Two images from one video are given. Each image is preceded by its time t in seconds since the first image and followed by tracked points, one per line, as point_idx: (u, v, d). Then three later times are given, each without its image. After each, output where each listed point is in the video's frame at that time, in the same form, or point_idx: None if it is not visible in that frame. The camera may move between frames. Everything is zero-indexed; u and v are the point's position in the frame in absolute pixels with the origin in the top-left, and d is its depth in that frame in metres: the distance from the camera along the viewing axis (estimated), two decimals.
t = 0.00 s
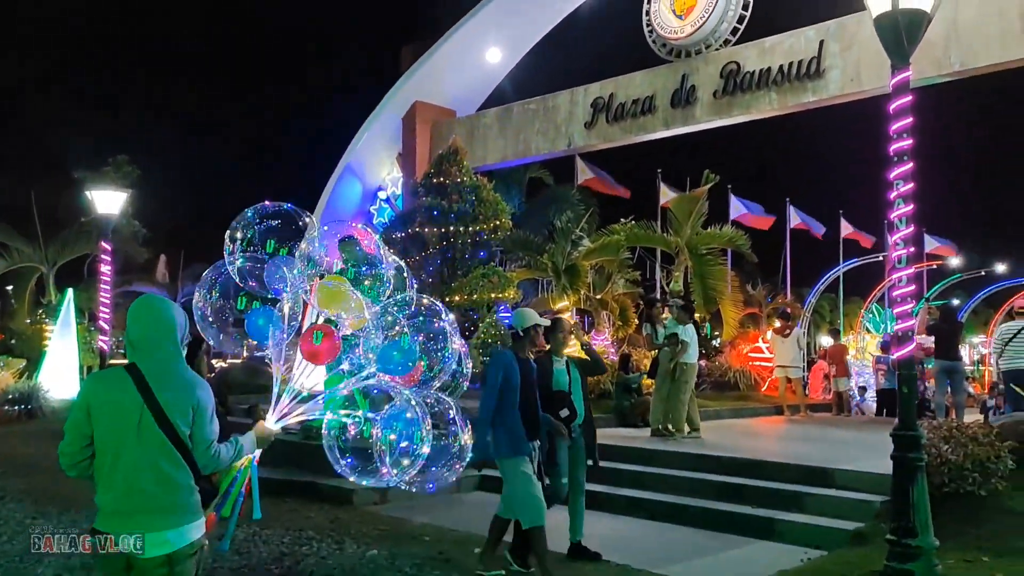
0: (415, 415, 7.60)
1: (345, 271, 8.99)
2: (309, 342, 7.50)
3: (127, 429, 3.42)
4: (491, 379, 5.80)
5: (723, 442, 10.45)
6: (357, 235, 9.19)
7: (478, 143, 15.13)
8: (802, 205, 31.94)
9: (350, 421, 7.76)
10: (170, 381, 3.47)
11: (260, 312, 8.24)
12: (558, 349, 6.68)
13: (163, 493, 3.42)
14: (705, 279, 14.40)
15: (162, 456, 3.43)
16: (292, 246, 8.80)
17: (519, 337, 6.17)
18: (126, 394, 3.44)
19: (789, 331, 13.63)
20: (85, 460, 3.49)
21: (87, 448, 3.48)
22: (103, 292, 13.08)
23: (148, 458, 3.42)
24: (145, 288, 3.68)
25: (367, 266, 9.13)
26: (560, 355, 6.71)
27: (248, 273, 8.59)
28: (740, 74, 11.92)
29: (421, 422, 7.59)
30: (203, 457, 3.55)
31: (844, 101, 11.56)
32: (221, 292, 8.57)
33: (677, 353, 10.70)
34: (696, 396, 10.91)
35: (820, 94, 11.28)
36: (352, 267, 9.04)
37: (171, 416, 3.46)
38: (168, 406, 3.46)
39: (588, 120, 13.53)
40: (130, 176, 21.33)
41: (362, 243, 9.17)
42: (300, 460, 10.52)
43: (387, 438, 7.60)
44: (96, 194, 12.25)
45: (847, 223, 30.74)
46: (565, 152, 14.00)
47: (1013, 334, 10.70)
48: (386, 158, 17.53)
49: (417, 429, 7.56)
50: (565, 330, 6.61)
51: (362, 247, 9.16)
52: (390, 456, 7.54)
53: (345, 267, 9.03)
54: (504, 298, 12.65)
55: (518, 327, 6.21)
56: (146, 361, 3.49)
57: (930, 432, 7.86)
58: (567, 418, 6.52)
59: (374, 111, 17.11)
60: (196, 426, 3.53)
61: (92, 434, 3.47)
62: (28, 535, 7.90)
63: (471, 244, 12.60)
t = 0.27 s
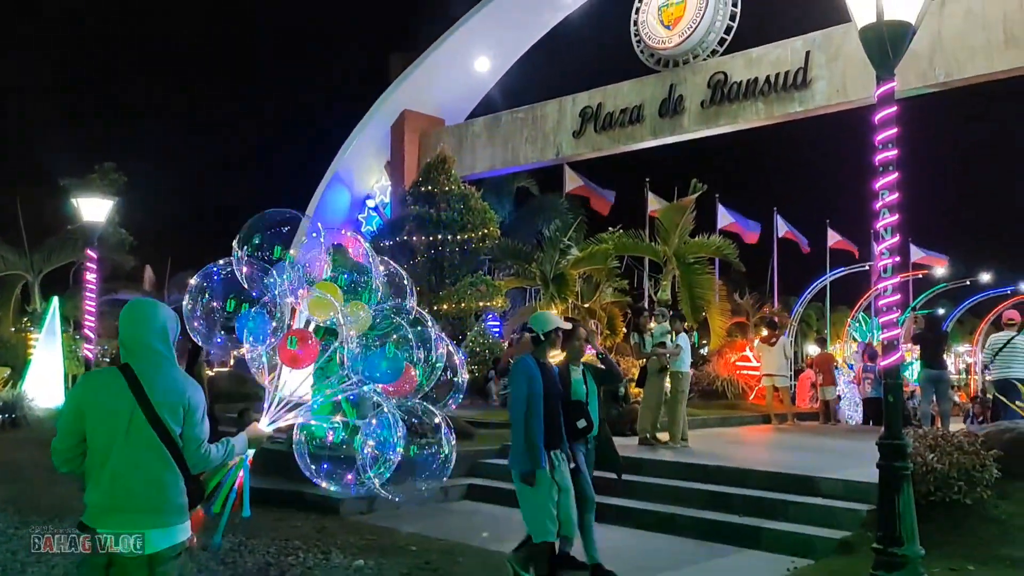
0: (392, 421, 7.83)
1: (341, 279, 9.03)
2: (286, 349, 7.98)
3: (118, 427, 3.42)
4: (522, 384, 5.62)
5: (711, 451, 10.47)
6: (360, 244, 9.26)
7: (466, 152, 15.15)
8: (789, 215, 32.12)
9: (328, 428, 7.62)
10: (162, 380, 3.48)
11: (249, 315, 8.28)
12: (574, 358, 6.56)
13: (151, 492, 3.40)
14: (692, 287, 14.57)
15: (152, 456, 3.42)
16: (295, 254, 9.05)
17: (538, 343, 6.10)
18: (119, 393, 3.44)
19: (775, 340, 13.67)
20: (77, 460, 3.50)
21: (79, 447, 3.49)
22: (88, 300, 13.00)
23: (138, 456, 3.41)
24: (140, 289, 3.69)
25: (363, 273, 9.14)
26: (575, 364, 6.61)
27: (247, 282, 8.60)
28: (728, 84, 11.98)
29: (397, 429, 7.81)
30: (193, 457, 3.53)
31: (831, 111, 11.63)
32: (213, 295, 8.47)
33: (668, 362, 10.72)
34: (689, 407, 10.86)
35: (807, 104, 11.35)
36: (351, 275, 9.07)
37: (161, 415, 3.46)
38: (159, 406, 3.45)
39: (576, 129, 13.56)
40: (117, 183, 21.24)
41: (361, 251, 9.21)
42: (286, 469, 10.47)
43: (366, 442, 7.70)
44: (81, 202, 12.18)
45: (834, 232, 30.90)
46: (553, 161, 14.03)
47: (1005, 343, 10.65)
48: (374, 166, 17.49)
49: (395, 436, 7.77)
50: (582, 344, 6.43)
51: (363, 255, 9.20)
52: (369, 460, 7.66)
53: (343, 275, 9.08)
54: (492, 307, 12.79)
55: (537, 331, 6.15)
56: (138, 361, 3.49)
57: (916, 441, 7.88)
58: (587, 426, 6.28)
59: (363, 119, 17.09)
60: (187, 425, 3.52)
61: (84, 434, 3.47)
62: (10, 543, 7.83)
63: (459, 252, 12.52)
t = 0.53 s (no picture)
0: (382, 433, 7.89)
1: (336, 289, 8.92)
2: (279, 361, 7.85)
3: (127, 434, 3.59)
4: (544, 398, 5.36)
5: (700, 459, 10.49)
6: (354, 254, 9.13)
7: (455, 160, 15.17)
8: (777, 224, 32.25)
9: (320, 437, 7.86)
10: (170, 390, 3.66)
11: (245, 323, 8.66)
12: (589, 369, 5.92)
13: (157, 496, 3.57)
14: (680, 295, 14.55)
15: (158, 462, 3.59)
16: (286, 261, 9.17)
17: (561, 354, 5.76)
18: (128, 401, 3.62)
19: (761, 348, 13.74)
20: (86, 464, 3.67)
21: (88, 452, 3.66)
22: (75, 308, 12.94)
23: (146, 462, 3.58)
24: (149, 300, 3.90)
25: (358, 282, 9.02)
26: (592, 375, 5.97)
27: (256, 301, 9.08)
28: (715, 93, 12.04)
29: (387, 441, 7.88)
30: (197, 464, 3.71)
31: (817, 121, 11.69)
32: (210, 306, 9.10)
33: (656, 371, 10.73)
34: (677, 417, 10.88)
35: (794, 113, 11.42)
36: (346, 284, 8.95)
37: (168, 422, 3.63)
38: (167, 414, 3.63)
39: (565, 138, 13.59)
40: (104, 190, 21.17)
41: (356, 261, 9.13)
42: (273, 478, 10.43)
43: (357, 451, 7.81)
44: (69, 209, 12.14)
45: (822, 241, 31.04)
46: (542, 169, 14.05)
47: (990, 353, 10.84)
48: (362, 174, 17.48)
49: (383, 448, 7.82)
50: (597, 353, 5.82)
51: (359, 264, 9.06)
52: (357, 470, 7.77)
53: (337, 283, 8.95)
54: (481, 315, 12.64)
55: (558, 339, 5.76)
56: (147, 371, 3.68)
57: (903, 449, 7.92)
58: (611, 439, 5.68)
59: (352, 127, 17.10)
60: (192, 432, 3.70)
61: (93, 438, 3.65)
62: None
63: (447, 261, 12.51)
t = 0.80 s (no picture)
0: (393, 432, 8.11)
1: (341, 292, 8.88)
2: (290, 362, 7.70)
3: (155, 441, 3.53)
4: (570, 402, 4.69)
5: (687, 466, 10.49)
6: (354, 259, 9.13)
7: (443, 166, 15.19)
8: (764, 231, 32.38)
9: (334, 436, 7.97)
10: (199, 398, 3.63)
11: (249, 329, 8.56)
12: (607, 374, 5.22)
13: (187, 506, 3.52)
14: (668, 302, 14.60)
15: (188, 469, 3.55)
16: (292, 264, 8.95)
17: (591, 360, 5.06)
18: (156, 408, 3.56)
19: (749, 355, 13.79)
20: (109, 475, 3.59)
21: (112, 463, 3.59)
22: (59, 315, 12.83)
23: (176, 469, 3.53)
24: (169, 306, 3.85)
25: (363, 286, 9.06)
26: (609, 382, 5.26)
27: (261, 306, 8.87)
28: (703, 101, 12.09)
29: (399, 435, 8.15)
30: (222, 471, 3.68)
31: (804, 128, 11.76)
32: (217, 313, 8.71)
33: (642, 378, 10.69)
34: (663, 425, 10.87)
35: (781, 121, 11.48)
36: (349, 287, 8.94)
37: (195, 430, 3.59)
38: (196, 421, 3.60)
39: (553, 145, 13.62)
40: (90, 197, 21.04)
41: (359, 266, 9.11)
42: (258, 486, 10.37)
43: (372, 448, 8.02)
44: (54, 215, 12.05)
45: (808, 248, 31.17)
46: (530, 176, 14.07)
47: (978, 358, 10.79)
48: (350, 181, 17.55)
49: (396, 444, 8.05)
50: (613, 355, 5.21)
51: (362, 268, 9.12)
52: (373, 466, 7.95)
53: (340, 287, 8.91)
54: (469, 322, 12.64)
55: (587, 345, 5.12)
56: (174, 378, 3.64)
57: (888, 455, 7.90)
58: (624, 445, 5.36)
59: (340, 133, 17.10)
60: (220, 439, 3.68)
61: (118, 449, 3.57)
62: None
63: (435, 266, 12.50)
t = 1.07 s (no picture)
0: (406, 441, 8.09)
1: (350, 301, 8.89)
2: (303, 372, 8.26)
3: (169, 444, 3.82)
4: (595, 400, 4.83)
5: (675, 472, 10.50)
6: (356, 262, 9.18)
7: (430, 172, 15.21)
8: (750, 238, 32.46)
9: (344, 445, 8.03)
10: (208, 405, 3.97)
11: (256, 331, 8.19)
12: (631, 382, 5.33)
13: (199, 508, 3.86)
14: (654, 307, 14.61)
15: (199, 472, 3.89)
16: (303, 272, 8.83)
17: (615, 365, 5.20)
18: (170, 413, 3.86)
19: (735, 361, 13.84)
20: (120, 478, 3.83)
21: (124, 466, 3.83)
22: (43, 321, 12.75)
23: (187, 471, 3.86)
24: (177, 317, 4.16)
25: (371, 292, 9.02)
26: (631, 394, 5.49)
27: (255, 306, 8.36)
28: (689, 108, 12.14)
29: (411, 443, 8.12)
30: (227, 474, 4.04)
31: (790, 135, 11.83)
32: (226, 321, 8.09)
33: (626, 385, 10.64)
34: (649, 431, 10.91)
35: (766, 128, 11.53)
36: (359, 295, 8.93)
37: (207, 437, 3.92)
38: (207, 426, 3.94)
39: (540, 151, 13.64)
40: (74, 203, 20.91)
41: (368, 274, 9.10)
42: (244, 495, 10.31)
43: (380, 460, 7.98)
44: (37, 221, 11.97)
45: (794, 255, 31.27)
46: (517, 182, 14.07)
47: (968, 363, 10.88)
48: (336, 187, 17.47)
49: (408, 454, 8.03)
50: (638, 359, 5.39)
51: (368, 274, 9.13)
52: (388, 477, 7.94)
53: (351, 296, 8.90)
54: (455, 329, 12.63)
55: (616, 352, 5.23)
56: (183, 385, 3.96)
57: (873, 461, 7.94)
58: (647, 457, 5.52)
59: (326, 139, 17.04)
60: (227, 444, 4.03)
61: (130, 453, 3.83)
62: None
63: (422, 272, 12.49)
